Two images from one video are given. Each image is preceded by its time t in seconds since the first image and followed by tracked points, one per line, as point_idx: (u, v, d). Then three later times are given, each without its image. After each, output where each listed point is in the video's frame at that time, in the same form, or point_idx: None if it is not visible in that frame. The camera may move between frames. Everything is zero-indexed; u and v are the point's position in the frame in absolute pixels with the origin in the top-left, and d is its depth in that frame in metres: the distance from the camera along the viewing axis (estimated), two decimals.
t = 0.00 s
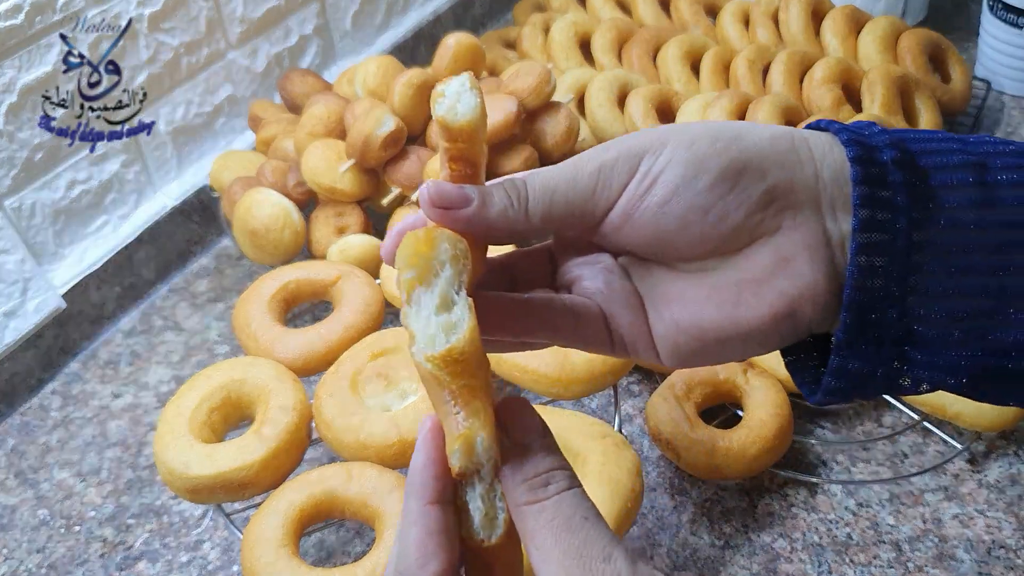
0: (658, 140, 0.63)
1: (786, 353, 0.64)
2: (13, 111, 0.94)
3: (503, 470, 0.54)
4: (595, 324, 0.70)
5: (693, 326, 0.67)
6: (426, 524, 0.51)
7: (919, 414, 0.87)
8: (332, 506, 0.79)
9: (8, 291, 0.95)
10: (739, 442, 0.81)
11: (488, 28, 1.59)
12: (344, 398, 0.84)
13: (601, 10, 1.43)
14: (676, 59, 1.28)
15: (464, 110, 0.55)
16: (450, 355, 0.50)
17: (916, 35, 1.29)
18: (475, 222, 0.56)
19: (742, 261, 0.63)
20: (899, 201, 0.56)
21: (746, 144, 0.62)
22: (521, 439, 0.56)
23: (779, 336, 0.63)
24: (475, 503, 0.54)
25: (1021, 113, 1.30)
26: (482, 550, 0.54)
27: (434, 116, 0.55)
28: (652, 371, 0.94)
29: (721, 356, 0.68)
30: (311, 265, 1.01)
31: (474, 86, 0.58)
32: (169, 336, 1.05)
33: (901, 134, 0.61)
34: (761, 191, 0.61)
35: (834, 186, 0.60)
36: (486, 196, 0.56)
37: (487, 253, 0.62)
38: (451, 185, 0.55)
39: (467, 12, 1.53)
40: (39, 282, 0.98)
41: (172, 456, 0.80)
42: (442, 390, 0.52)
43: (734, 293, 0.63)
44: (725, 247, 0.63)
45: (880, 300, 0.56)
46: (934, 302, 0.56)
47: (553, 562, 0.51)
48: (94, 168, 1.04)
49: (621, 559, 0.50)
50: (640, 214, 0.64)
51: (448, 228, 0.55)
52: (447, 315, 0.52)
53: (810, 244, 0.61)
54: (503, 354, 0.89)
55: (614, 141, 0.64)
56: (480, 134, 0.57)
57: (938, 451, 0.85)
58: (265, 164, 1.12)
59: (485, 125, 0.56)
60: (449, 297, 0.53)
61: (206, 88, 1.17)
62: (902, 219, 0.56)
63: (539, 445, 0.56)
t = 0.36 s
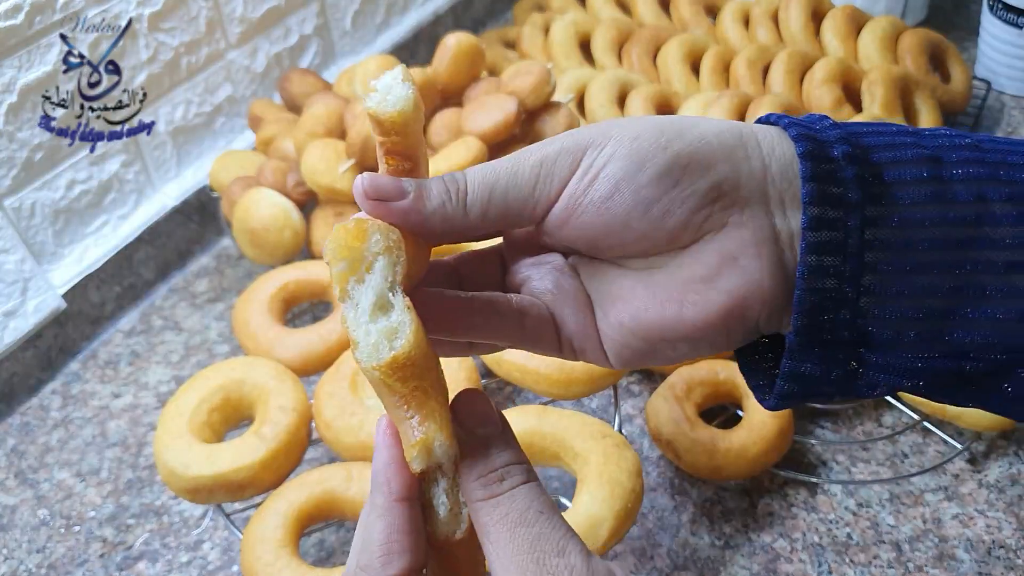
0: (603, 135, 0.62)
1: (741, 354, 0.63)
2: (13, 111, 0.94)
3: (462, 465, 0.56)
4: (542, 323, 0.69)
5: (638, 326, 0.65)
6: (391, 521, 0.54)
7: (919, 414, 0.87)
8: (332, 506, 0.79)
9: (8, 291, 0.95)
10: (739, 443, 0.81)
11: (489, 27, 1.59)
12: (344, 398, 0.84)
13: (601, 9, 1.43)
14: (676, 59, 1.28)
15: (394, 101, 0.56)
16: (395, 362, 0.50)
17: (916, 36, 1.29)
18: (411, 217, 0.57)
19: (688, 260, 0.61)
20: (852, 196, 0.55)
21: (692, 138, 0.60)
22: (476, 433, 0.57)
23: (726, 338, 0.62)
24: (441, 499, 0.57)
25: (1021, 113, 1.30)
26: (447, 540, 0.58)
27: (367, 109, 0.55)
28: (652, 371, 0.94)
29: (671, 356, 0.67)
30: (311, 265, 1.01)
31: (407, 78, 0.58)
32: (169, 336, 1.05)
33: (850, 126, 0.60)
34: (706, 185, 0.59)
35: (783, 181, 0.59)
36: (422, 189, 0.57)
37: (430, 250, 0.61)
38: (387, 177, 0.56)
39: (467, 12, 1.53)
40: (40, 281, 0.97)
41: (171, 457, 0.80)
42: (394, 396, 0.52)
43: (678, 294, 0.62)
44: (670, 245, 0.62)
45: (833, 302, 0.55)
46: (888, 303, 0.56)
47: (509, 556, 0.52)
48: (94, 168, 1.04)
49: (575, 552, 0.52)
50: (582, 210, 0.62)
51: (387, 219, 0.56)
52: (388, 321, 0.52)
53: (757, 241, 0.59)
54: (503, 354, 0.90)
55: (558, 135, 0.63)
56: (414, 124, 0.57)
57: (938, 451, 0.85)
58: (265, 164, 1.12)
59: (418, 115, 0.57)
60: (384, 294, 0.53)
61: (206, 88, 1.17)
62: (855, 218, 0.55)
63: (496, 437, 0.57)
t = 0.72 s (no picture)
0: (590, 137, 0.62)
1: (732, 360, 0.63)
2: (14, 111, 0.94)
3: (453, 473, 0.56)
4: (535, 328, 0.69)
5: (630, 329, 0.65)
6: (383, 529, 0.56)
7: (919, 414, 0.87)
8: (332, 505, 0.79)
9: (8, 291, 0.95)
10: (739, 442, 0.81)
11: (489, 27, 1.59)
12: (344, 397, 0.84)
13: (601, 10, 1.43)
14: (676, 59, 1.28)
15: (380, 106, 0.56)
16: (384, 370, 0.51)
17: (916, 36, 1.30)
18: (398, 220, 0.57)
19: (677, 263, 0.61)
20: (846, 198, 0.56)
21: (680, 140, 0.60)
22: (467, 441, 0.58)
23: (716, 341, 0.62)
24: (433, 505, 0.59)
25: (1020, 113, 1.30)
26: (440, 547, 0.59)
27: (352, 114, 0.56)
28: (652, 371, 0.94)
29: (662, 360, 0.66)
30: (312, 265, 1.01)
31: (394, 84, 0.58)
32: (170, 336, 1.05)
33: (843, 126, 0.60)
34: (695, 187, 0.59)
35: (773, 182, 0.59)
36: (410, 192, 0.57)
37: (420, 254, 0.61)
38: (374, 181, 0.56)
39: (467, 13, 1.53)
40: (41, 281, 0.97)
41: (172, 457, 0.80)
42: (385, 406, 0.53)
43: (667, 296, 0.62)
44: (659, 248, 0.61)
45: (827, 306, 0.55)
46: (883, 307, 0.56)
47: (499, 564, 0.52)
48: (95, 168, 1.04)
49: (563, 560, 0.51)
50: (571, 212, 0.62)
51: (377, 222, 0.57)
52: (376, 329, 0.53)
53: (746, 244, 0.59)
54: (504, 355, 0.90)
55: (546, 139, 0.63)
56: (401, 128, 0.57)
57: (938, 451, 0.85)
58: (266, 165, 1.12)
59: (405, 119, 0.57)
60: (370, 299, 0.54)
61: (206, 88, 1.17)
62: (849, 220, 0.55)
63: (487, 445, 0.58)
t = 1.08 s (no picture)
0: (595, 145, 0.62)
1: (741, 368, 0.64)
2: (15, 111, 0.94)
3: (463, 475, 0.57)
4: (545, 335, 0.69)
5: (635, 336, 0.65)
6: (394, 531, 0.56)
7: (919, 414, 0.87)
8: (332, 505, 0.79)
9: (8, 291, 0.95)
10: (739, 442, 0.81)
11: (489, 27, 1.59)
12: (344, 397, 0.84)
13: (601, 10, 1.44)
14: (676, 59, 1.28)
15: (394, 122, 0.56)
16: (394, 377, 0.53)
17: (916, 36, 1.30)
18: (409, 227, 0.57)
19: (681, 270, 0.61)
20: (851, 208, 0.56)
21: (684, 147, 0.60)
22: (477, 443, 0.58)
23: (721, 347, 0.62)
24: (443, 506, 0.60)
25: (1020, 113, 1.30)
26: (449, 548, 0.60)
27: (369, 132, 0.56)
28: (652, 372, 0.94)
29: (668, 366, 0.66)
30: (311, 265, 1.01)
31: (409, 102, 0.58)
32: (170, 336, 1.05)
33: (847, 137, 0.61)
34: (698, 194, 0.59)
35: (778, 189, 0.59)
36: (420, 201, 0.57)
37: (434, 264, 0.62)
38: (387, 191, 0.57)
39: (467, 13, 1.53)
40: (41, 281, 0.97)
41: (172, 457, 0.80)
42: (395, 410, 0.55)
43: (672, 301, 0.62)
44: (663, 255, 0.61)
45: (832, 315, 0.55)
46: (888, 316, 0.56)
47: (503, 565, 0.52)
48: (94, 168, 1.04)
49: (566, 561, 0.51)
50: (575, 219, 0.62)
51: (392, 234, 0.57)
52: (386, 337, 0.54)
53: (750, 251, 0.59)
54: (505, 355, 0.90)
55: (551, 148, 0.64)
56: (414, 144, 0.57)
57: (938, 451, 0.85)
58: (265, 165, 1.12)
59: (417, 135, 0.57)
60: (381, 306, 0.55)
61: (206, 88, 1.17)
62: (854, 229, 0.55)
63: (497, 447, 0.58)
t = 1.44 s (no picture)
0: (605, 148, 0.62)
1: (747, 370, 0.64)
2: (15, 111, 0.94)
3: (474, 476, 0.57)
4: (552, 334, 0.69)
5: (641, 340, 0.65)
6: (407, 531, 0.57)
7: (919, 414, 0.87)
8: (332, 505, 0.79)
9: (8, 291, 0.95)
10: (739, 442, 0.81)
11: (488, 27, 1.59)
12: (344, 397, 0.84)
13: (601, 10, 1.43)
14: (676, 59, 1.28)
15: (413, 123, 0.57)
16: (405, 376, 0.53)
17: (916, 36, 1.29)
18: (420, 227, 0.58)
19: (687, 274, 0.61)
20: (859, 214, 0.56)
21: (692, 152, 0.60)
22: (487, 444, 0.58)
23: (727, 353, 0.62)
24: (456, 507, 0.60)
25: (1020, 113, 1.30)
26: (463, 548, 0.60)
27: (385, 132, 0.56)
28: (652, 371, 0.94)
29: (674, 371, 0.66)
30: (311, 265, 1.01)
31: (427, 102, 0.59)
32: (170, 336, 1.05)
33: (856, 142, 0.61)
34: (703, 200, 0.59)
35: (784, 195, 0.59)
36: (432, 201, 0.58)
37: (446, 265, 0.62)
38: (400, 191, 0.58)
39: (467, 13, 1.53)
40: (41, 281, 0.97)
41: (172, 456, 0.80)
42: (408, 411, 0.55)
43: (677, 306, 0.62)
44: (669, 259, 0.62)
45: (839, 321, 0.55)
46: (894, 323, 0.56)
47: (513, 566, 0.52)
48: (94, 168, 1.04)
49: (575, 564, 0.51)
50: (582, 223, 0.63)
51: (403, 235, 0.58)
52: (397, 338, 0.55)
53: (754, 257, 0.59)
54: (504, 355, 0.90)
55: (561, 150, 0.64)
56: (431, 145, 0.57)
57: (938, 451, 0.85)
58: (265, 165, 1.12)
59: (434, 136, 0.57)
60: (394, 308, 0.56)
61: (206, 88, 1.17)
62: (862, 237, 0.55)
63: (508, 448, 0.58)
